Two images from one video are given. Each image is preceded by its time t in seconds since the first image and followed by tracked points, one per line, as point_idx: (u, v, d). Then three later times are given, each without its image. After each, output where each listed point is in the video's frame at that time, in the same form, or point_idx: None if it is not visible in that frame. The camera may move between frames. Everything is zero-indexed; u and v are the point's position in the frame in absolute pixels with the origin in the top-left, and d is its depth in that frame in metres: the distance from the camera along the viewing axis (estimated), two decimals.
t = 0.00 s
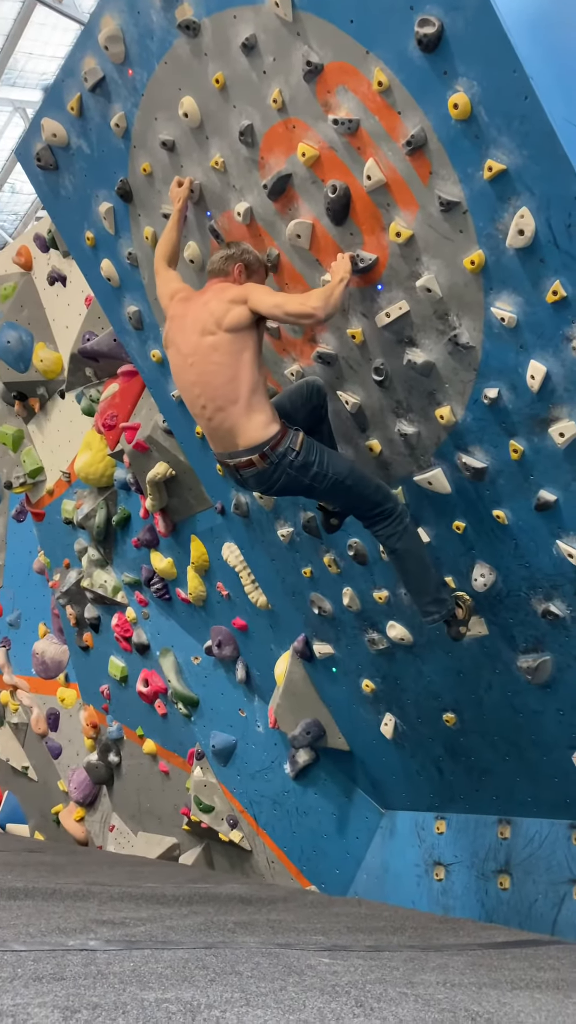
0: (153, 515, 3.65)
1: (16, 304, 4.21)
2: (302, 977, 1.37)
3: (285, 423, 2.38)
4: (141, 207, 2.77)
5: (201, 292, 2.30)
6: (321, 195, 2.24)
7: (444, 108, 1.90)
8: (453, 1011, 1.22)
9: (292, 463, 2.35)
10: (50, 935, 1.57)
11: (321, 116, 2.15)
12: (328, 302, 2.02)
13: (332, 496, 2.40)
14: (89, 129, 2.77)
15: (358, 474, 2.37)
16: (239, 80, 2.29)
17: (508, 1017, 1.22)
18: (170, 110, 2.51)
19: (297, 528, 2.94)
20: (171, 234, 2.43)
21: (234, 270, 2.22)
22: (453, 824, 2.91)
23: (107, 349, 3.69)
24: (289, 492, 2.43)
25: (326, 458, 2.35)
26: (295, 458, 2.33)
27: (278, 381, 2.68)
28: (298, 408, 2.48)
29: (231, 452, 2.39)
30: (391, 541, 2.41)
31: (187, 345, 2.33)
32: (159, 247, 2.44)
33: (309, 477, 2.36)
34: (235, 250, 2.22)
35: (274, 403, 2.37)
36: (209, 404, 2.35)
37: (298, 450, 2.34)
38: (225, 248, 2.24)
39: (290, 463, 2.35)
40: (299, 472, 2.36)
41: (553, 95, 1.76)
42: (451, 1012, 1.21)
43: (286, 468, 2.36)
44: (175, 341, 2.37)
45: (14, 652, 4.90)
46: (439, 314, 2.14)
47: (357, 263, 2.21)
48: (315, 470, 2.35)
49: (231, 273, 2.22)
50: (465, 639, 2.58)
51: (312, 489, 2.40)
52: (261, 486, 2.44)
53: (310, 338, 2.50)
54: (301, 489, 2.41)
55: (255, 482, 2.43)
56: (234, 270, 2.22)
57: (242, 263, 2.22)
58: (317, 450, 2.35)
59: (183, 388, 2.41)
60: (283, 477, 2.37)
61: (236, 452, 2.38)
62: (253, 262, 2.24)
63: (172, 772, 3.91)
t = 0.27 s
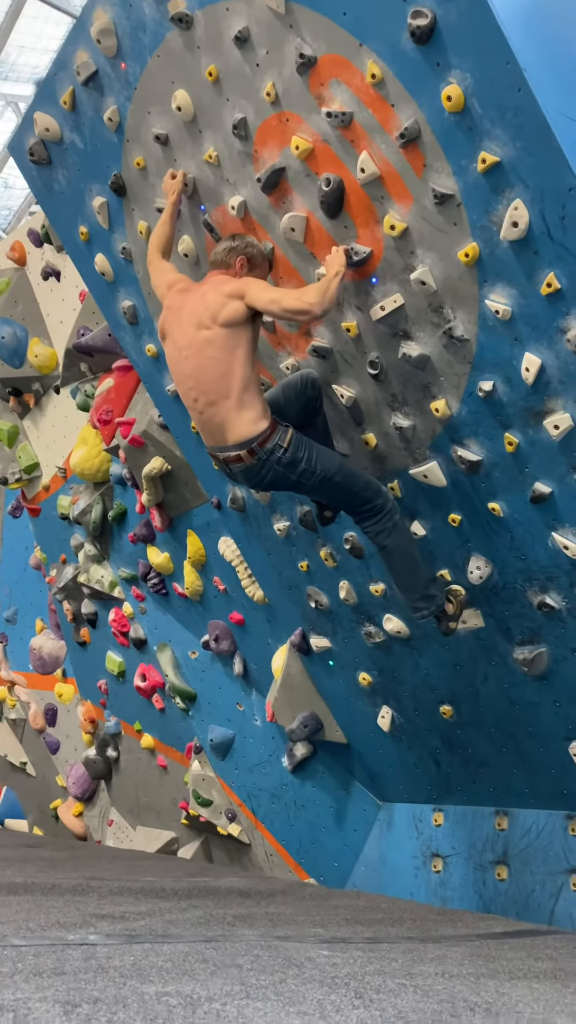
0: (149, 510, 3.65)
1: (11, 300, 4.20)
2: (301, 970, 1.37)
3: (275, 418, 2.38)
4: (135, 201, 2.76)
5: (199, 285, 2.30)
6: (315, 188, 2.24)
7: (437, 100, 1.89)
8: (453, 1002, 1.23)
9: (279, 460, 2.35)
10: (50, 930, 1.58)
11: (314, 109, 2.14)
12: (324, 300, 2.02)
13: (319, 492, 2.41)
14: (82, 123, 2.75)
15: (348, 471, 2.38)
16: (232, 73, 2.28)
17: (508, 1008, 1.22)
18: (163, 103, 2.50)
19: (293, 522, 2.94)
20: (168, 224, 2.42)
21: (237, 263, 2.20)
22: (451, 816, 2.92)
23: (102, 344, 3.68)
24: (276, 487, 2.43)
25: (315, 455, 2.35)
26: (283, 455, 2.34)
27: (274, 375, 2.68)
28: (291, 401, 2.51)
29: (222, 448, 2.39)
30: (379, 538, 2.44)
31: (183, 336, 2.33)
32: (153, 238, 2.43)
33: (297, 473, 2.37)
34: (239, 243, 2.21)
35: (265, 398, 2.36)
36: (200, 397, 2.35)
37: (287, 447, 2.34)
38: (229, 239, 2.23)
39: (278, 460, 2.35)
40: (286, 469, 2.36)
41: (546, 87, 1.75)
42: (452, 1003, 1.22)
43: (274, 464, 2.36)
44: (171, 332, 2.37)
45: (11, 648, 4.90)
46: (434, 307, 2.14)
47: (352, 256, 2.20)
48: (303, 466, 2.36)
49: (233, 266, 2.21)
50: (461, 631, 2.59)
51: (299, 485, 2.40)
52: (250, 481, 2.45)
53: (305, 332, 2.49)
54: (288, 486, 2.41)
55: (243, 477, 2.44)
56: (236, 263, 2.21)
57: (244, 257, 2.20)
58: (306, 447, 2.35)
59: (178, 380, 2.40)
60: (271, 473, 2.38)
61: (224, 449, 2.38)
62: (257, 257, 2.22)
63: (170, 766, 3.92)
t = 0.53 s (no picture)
0: (144, 499, 3.64)
1: (5, 288, 4.17)
2: (298, 958, 1.38)
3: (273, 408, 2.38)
4: (130, 189, 2.74)
5: (196, 272, 2.28)
6: (312, 176, 2.22)
7: (435, 88, 1.88)
8: (449, 989, 1.24)
9: (278, 450, 2.35)
10: (47, 918, 1.59)
11: (310, 95, 2.12)
12: (325, 288, 2.02)
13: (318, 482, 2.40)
14: (76, 110, 2.73)
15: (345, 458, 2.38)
16: (228, 59, 2.26)
17: (503, 994, 1.24)
18: (158, 89, 2.47)
19: (289, 512, 2.94)
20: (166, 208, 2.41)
21: (234, 251, 2.20)
22: (446, 804, 2.94)
23: (97, 333, 3.66)
24: (274, 477, 2.43)
25: (313, 446, 2.35)
26: (281, 444, 2.33)
27: (270, 364, 2.67)
28: (287, 391, 2.49)
29: (218, 438, 2.38)
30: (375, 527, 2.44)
31: (180, 325, 2.31)
32: (150, 226, 2.43)
33: (295, 463, 2.37)
34: (236, 230, 2.20)
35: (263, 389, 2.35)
36: (198, 386, 2.34)
37: (285, 436, 2.33)
38: (225, 227, 2.22)
39: (276, 450, 2.35)
40: (285, 459, 2.36)
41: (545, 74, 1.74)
42: (447, 990, 1.23)
43: (272, 454, 2.36)
44: (168, 319, 2.36)
45: (7, 637, 4.90)
46: (431, 296, 2.13)
47: (348, 244, 2.19)
48: (301, 456, 2.36)
49: (230, 254, 2.21)
50: (457, 621, 2.60)
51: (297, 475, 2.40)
52: (248, 472, 2.44)
53: (301, 321, 2.48)
54: (287, 475, 2.41)
55: (241, 468, 2.43)
56: (233, 250, 2.20)
57: (241, 244, 2.20)
58: (305, 436, 2.35)
59: (176, 363, 2.38)
60: (269, 463, 2.37)
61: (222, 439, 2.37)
62: (253, 243, 2.22)
63: (166, 755, 3.93)
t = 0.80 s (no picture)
0: (142, 489, 3.64)
1: (3, 276, 4.16)
2: (292, 947, 1.40)
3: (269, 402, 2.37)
4: (129, 178, 2.73)
5: (189, 267, 2.27)
6: (312, 167, 2.21)
7: (436, 79, 1.87)
8: (442, 979, 1.25)
9: (275, 444, 2.35)
10: (45, 906, 1.60)
11: (311, 85, 2.11)
12: (324, 280, 2.02)
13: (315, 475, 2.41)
14: (75, 97, 2.71)
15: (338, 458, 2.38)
16: (229, 48, 2.24)
17: (496, 984, 1.25)
18: (158, 78, 2.46)
19: (287, 504, 2.94)
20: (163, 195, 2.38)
21: (228, 245, 2.18)
22: (441, 795, 2.96)
23: (95, 322, 3.64)
24: (272, 471, 2.42)
25: (309, 439, 2.35)
26: (279, 439, 2.33)
27: (268, 355, 2.67)
28: (284, 385, 2.50)
29: (216, 432, 2.38)
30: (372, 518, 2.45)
31: (174, 320, 2.29)
32: (147, 215, 2.41)
33: (293, 457, 2.37)
34: (228, 223, 2.18)
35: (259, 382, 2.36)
36: (194, 381, 2.33)
37: (282, 431, 2.33)
38: (218, 220, 2.20)
39: (274, 444, 2.34)
40: (282, 453, 2.36)
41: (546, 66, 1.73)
42: (441, 980, 1.24)
43: (270, 448, 2.36)
44: (162, 313, 2.34)
45: (4, 626, 4.91)
46: (430, 288, 2.13)
47: (348, 236, 2.18)
48: (298, 450, 2.36)
49: (223, 248, 2.19)
50: (454, 613, 2.61)
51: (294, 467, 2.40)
52: (245, 466, 2.44)
53: (300, 312, 2.48)
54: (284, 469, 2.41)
55: (239, 462, 2.43)
56: (227, 244, 2.18)
57: (234, 237, 2.18)
58: (301, 430, 2.35)
59: (171, 359, 2.37)
60: (266, 458, 2.37)
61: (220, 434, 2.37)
62: (247, 236, 2.20)
63: (163, 744, 3.94)
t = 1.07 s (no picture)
0: (142, 483, 3.64)
1: (4, 269, 4.15)
2: (290, 941, 1.41)
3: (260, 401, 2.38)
4: (131, 172, 2.72)
5: (185, 269, 2.27)
6: (314, 163, 2.21)
7: (439, 76, 1.87)
8: (438, 974, 1.26)
9: (271, 442, 2.37)
10: (43, 899, 1.61)
11: (314, 81, 2.11)
12: (325, 280, 2.03)
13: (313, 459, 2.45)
14: (78, 91, 2.70)
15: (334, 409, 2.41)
16: (232, 42, 2.24)
17: (492, 980, 1.26)
18: (161, 72, 2.45)
19: (287, 499, 2.95)
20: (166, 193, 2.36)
21: (226, 246, 2.18)
22: (439, 790, 2.97)
23: (96, 316, 3.64)
24: (269, 468, 2.44)
25: (302, 423, 2.38)
26: (274, 437, 2.35)
27: (269, 351, 2.67)
28: (273, 385, 2.51)
29: (210, 435, 2.37)
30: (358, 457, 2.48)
31: (171, 320, 2.29)
32: (153, 209, 2.38)
33: (289, 451, 2.40)
34: (227, 223, 2.19)
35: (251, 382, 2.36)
36: (188, 383, 2.32)
37: (276, 428, 2.35)
38: (217, 222, 2.20)
39: (271, 443, 2.36)
40: (279, 449, 2.38)
41: (549, 64, 1.73)
42: (437, 975, 1.25)
43: (267, 447, 2.37)
44: (158, 313, 2.33)
45: (3, 618, 4.92)
46: (431, 285, 2.13)
47: (350, 232, 2.18)
48: (293, 443, 2.39)
49: (222, 249, 2.19)
50: (453, 610, 2.62)
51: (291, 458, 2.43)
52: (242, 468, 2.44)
53: (301, 308, 2.48)
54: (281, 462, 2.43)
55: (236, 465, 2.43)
56: (225, 246, 2.18)
57: (233, 238, 2.18)
58: (292, 421, 2.37)
59: (164, 360, 2.36)
60: (265, 457, 2.39)
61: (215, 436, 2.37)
62: (245, 237, 2.20)
63: (161, 738, 3.95)
